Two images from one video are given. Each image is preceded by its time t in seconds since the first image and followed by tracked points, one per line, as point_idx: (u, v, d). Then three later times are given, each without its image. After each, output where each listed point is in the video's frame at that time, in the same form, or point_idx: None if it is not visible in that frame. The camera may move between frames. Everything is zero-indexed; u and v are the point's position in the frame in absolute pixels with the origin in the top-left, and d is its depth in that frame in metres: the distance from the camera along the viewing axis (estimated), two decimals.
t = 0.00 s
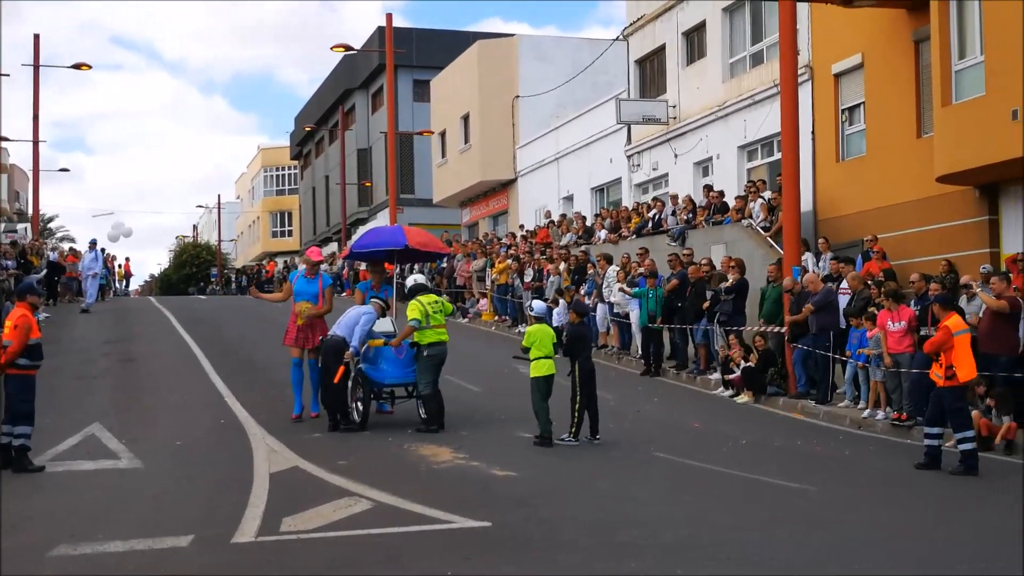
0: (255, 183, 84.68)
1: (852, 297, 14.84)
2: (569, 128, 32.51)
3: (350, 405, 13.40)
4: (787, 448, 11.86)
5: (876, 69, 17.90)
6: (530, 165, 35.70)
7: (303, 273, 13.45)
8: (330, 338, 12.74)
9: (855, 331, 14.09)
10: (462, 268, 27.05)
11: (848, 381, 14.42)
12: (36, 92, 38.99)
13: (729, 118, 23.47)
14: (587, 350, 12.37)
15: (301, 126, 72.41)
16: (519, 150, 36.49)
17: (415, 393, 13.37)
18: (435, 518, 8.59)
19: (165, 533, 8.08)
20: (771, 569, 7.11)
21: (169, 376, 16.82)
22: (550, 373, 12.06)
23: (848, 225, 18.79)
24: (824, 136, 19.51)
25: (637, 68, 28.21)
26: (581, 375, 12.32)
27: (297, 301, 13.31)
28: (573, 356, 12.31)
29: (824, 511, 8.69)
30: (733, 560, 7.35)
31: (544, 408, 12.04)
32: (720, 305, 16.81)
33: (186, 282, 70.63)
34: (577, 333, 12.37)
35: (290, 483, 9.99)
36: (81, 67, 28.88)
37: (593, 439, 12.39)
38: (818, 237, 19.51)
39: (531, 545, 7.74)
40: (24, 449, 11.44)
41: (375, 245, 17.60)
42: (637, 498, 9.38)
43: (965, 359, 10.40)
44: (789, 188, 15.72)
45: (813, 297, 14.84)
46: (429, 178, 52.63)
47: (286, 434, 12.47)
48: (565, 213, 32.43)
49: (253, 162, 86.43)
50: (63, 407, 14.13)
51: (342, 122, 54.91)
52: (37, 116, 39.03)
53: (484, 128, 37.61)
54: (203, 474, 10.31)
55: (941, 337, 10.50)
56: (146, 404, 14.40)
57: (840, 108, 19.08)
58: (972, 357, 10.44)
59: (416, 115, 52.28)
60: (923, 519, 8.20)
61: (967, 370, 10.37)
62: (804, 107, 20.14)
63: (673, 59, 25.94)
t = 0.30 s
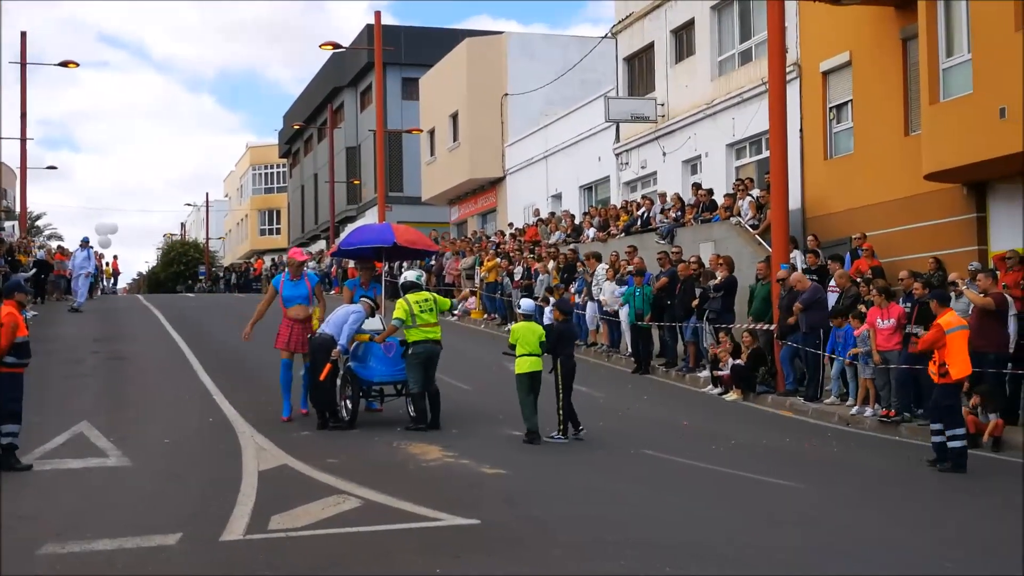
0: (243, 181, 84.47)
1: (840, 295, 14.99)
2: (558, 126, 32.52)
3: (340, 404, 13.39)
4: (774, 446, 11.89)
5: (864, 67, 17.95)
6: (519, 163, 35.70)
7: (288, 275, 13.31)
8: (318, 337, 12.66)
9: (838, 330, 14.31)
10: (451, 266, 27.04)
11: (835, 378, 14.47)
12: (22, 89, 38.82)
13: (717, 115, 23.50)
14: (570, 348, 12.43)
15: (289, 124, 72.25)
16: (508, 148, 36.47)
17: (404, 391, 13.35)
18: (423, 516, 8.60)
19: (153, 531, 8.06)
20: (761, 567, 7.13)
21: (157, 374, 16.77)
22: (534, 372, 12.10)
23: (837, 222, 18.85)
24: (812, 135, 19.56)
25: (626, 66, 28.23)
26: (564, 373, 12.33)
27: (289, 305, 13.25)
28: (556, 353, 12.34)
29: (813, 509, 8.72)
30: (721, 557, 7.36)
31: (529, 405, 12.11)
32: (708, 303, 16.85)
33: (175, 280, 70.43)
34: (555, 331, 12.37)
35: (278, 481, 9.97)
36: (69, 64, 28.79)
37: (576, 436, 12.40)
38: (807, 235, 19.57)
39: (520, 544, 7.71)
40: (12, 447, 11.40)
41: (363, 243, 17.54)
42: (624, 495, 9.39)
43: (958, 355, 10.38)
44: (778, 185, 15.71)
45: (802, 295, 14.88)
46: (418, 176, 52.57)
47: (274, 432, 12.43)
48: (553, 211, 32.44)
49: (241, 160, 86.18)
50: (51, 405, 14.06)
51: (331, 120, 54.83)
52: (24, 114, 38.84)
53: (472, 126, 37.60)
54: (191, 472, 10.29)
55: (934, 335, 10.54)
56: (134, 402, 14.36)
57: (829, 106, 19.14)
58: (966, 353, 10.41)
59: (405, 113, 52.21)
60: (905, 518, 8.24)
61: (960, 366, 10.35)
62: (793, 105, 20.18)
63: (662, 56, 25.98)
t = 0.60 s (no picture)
0: (233, 179, 84.26)
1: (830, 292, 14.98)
2: (548, 124, 32.51)
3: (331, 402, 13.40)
4: (765, 443, 11.90)
5: (854, 65, 17.99)
6: (510, 160, 35.67)
7: (285, 271, 13.19)
8: (309, 335, 12.56)
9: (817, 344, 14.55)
10: (442, 264, 27.00)
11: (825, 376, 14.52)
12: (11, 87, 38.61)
13: (708, 113, 23.54)
14: (558, 347, 12.42)
15: (280, 122, 72.09)
16: (498, 146, 36.45)
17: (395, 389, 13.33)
18: (415, 514, 8.58)
19: (145, 530, 8.03)
20: (754, 564, 7.13)
21: (148, 372, 16.71)
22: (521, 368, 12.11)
23: (828, 220, 18.87)
24: (802, 133, 19.60)
25: (617, 64, 28.25)
26: (551, 371, 12.28)
27: (286, 303, 13.16)
28: (544, 351, 12.34)
29: (805, 506, 8.73)
30: (714, 555, 7.36)
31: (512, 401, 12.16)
32: (700, 300, 16.85)
33: (165, 278, 70.20)
34: (543, 328, 12.38)
35: (270, 479, 9.95)
36: (58, 62, 28.67)
37: (561, 435, 12.35)
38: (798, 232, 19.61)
39: (513, 543, 7.67)
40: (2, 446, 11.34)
41: (354, 241, 17.48)
42: (615, 493, 9.39)
43: (952, 354, 10.45)
44: (769, 182, 15.71)
45: (794, 293, 14.75)
46: (408, 174, 52.51)
47: (265, 431, 12.38)
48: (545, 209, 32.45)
49: (231, 158, 85.97)
50: (40, 404, 14.00)
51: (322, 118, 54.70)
52: (12, 112, 38.63)
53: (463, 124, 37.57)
54: (182, 471, 10.25)
55: (930, 331, 10.65)
56: (124, 401, 14.31)
57: (819, 104, 19.17)
58: (961, 352, 10.48)
59: (396, 111, 52.14)
60: (896, 516, 8.26)
61: (954, 364, 10.39)
62: (784, 103, 20.19)
63: (653, 54, 26.01)
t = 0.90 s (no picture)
0: (231, 174, 84.18)
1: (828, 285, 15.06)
2: (547, 119, 32.48)
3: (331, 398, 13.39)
4: (763, 438, 11.91)
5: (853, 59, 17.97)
6: (508, 155, 35.64)
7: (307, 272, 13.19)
8: (309, 330, 12.53)
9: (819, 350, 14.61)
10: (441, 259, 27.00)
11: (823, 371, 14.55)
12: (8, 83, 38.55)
13: (707, 107, 23.51)
14: (554, 340, 12.37)
15: (277, 117, 72.01)
16: (496, 140, 36.39)
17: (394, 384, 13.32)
18: (413, 509, 8.59)
19: (144, 526, 8.03)
20: (751, 560, 7.14)
21: (146, 368, 16.71)
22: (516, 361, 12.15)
23: (828, 214, 18.85)
24: (801, 127, 19.58)
25: (615, 59, 28.22)
26: (547, 365, 12.24)
27: (300, 301, 13.08)
28: (540, 344, 12.35)
29: (801, 501, 8.74)
30: (712, 550, 7.37)
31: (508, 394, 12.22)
32: (698, 295, 16.88)
33: (163, 274, 70.15)
34: (539, 322, 12.39)
35: (269, 475, 9.95)
36: (56, 57, 28.60)
37: (560, 429, 12.32)
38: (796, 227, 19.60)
39: (511, 538, 7.67)
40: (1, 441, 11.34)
41: (352, 236, 17.46)
42: (613, 488, 9.40)
43: (958, 348, 10.41)
44: (768, 177, 15.70)
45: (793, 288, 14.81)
46: (406, 169, 52.46)
47: (264, 426, 12.39)
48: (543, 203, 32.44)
49: (229, 153, 85.89)
50: (39, 400, 13.99)
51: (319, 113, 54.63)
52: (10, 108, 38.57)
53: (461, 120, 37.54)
54: (180, 467, 10.25)
55: (937, 325, 10.61)
56: (123, 396, 14.31)
57: (818, 98, 19.15)
58: (967, 347, 10.43)
59: (394, 105, 52.08)
60: (894, 511, 8.27)
61: (959, 358, 10.36)
62: (783, 98, 20.17)
63: (651, 48, 25.99)
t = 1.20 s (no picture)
0: (233, 170, 84.19)
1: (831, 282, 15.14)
2: (548, 114, 32.45)
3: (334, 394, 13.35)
4: (764, 433, 11.91)
5: (855, 55, 17.97)
6: (509, 151, 35.62)
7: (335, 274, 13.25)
8: (312, 327, 12.60)
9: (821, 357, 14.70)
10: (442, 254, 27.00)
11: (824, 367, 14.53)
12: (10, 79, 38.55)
13: (708, 103, 23.48)
14: (557, 335, 12.38)
15: (279, 113, 71.98)
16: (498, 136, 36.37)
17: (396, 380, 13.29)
18: (414, 505, 8.59)
19: (145, 521, 8.04)
20: (750, 555, 7.15)
21: (147, 364, 16.72)
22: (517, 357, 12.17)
23: (829, 210, 18.83)
24: (803, 123, 19.56)
25: (617, 54, 28.19)
26: (548, 360, 12.26)
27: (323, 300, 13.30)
28: (542, 340, 12.35)
29: (802, 497, 8.74)
30: (713, 546, 7.38)
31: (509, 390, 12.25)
32: (700, 291, 16.95)
33: (165, 270, 70.17)
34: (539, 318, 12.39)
35: (270, 470, 9.96)
36: (58, 53, 28.57)
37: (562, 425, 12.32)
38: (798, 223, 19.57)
39: (512, 534, 7.68)
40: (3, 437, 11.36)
41: (354, 232, 17.45)
42: (614, 483, 9.41)
43: (970, 340, 10.42)
44: (770, 172, 15.67)
45: (795, 283, 14.81)
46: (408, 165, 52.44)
47: (265, 422, 12.39)
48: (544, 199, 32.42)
49: (231, 149, 85.87)
50: (40, 396, 13.99)
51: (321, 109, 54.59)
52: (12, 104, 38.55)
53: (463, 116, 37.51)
54: (182, 462, 10.27)
55: (948, 319, 10.54)
56: (124, 392, 14.31)
57: (819, 94, 19.13)
58: (978, 339, 10.45)
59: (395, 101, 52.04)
60: (896, 506, 8.27)
61: (972, 351, 10.38)
62: (785, 93, 20.14)
63: (653, 43, 25.96)
